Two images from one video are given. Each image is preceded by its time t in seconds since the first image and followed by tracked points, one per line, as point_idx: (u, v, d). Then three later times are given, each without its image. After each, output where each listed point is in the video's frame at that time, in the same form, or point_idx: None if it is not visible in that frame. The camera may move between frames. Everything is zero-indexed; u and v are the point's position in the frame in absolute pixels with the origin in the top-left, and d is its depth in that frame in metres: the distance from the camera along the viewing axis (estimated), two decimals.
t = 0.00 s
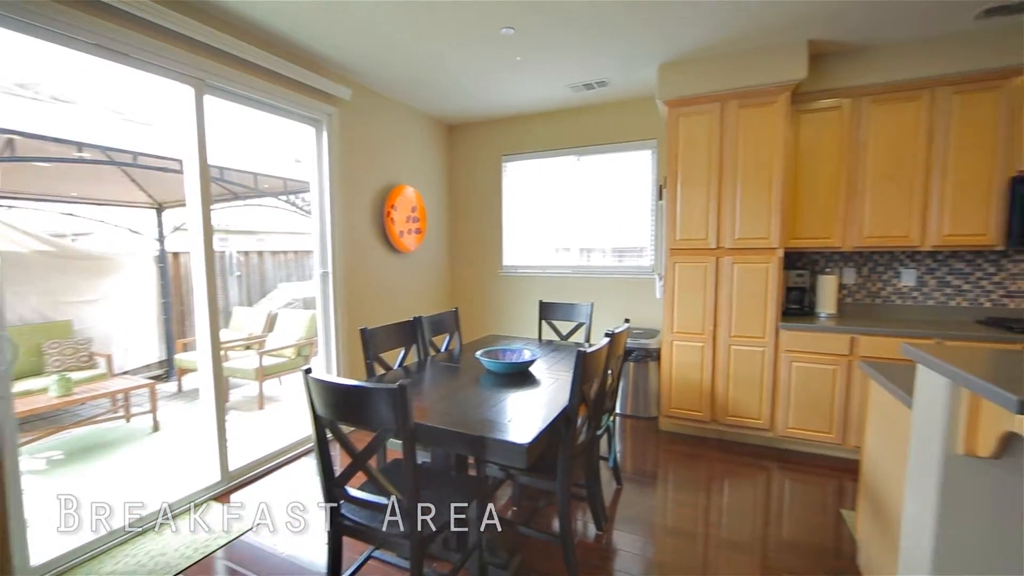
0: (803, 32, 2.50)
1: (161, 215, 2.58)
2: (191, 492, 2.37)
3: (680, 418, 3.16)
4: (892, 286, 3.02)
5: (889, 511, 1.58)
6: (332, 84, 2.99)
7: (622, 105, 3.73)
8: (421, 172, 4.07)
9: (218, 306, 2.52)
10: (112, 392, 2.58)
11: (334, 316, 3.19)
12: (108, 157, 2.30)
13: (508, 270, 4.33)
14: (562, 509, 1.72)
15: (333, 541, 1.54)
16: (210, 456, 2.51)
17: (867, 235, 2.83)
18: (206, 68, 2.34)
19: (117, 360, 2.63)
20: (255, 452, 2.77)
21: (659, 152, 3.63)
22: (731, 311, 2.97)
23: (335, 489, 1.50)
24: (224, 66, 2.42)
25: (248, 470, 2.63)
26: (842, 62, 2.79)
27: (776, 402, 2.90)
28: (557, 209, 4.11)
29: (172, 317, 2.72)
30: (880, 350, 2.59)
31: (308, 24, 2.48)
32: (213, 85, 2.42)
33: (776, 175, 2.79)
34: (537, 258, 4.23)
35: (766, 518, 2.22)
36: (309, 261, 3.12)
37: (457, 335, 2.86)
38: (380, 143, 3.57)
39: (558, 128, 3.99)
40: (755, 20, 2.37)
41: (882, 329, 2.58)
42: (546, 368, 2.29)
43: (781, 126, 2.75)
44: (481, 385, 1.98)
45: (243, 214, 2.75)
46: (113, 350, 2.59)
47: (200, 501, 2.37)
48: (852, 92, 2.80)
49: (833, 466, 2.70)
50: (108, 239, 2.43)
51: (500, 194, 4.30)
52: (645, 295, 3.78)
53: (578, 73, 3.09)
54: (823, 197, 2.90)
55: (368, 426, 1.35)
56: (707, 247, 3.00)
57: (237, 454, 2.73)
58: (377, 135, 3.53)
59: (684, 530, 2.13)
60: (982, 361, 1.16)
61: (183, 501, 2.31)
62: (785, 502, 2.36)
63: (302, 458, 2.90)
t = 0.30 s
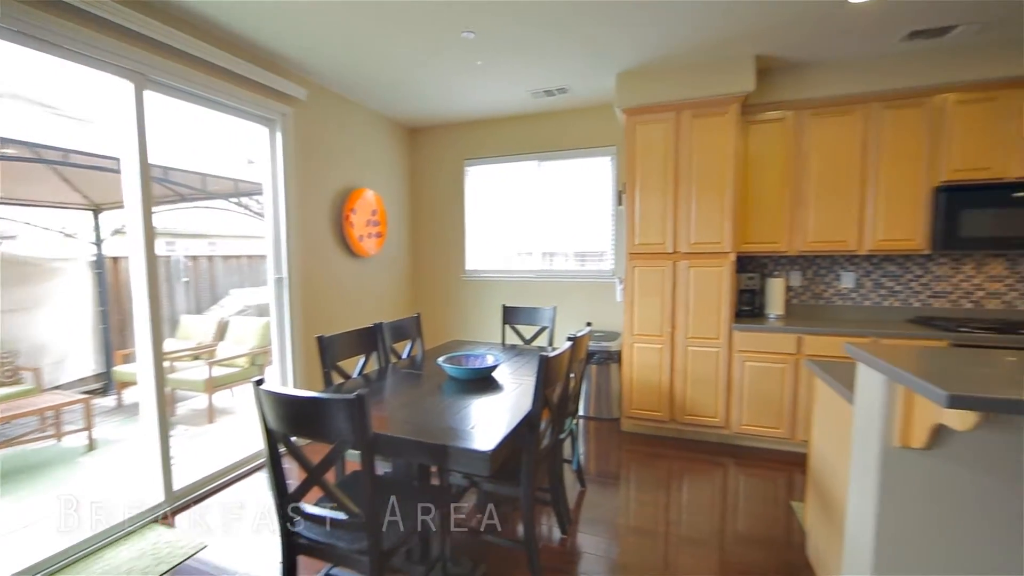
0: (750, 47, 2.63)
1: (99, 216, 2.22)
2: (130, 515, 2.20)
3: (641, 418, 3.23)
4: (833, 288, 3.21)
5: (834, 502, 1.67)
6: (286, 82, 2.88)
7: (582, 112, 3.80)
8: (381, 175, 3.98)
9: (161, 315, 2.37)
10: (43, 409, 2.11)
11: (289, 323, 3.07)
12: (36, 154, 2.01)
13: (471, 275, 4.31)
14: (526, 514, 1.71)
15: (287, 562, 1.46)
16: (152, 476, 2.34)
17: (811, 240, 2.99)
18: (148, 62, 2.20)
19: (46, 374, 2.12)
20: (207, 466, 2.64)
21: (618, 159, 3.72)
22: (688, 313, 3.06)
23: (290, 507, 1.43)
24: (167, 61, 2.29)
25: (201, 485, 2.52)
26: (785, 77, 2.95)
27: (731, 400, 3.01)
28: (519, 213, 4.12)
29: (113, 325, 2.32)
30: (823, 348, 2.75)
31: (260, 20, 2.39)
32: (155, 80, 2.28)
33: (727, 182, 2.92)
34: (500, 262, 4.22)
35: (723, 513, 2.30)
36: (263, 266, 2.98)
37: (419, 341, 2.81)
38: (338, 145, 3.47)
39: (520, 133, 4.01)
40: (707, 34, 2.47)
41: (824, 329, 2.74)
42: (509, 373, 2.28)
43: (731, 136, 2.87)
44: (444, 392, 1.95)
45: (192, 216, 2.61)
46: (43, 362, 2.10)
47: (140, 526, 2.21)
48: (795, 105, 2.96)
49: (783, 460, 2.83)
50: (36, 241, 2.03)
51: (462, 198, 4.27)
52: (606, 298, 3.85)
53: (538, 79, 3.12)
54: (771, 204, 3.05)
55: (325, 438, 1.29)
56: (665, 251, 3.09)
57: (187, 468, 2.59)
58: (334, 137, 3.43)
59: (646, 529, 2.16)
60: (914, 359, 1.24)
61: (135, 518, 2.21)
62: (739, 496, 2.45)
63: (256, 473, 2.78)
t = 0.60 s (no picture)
0: (695, 61, 2.76)
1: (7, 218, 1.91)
2: (45, 548, 1.98)
3: (596, 419, 3.28)
4: (772, 290, 3.40)
5: (776, 494, 1.76)
6: (226, 76, 2.72)
7: (537, 117, 3.83)
8: (331, 176, 3.84)
9: (81, 325, 2.15)
10: None
11: (230, 332, 2.88)
12: None
13: (426, 279, 4.23)
14: (484, 523, 1.69)
15: None
16: (71, 503, 2.12)
17: (752, 245, 3.16)
18: (68, 47, 2.01)
19: None
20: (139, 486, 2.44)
21: (572, 164, 3.78)
22: (640, 315, 3.15)
23: (229, 531, 1.33)
24: (90, 47, 2.10)
25: (133, 508, 2.33)
26: (727, 90, 3.12)
27: (681, 399, 3.12)
28: (475, 217, 4.09)
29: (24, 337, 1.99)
30: (763, 347, 2.91)
31: (197, 9, 2.24)
32: (77, 68, 2.09)
33: (675, 189, 3.03)
34: (456, 267, 4.17)
35: (674, 509, 2.37)
36: (202, 270, 2.79)
37: (372, 348, 2.72)
38: (284, 143, 3.31)
39: (475, 136, 3.99)
40: (655, 46, 2.56)
41: (764, 330, 2.90)
42: (465, 379, 2.25)
43: (679, 145, 2.99)
44: (398, 400, 1.89)
45: (119, 216, 2.37)
46: None
47: (57, 558, 1.99)
48: (736, 117, 3.13)
49: (730, 455, 2.97)
50: None
51: (416, 201, 4.20)
52: (561, 301, 3.90)
53: (494, 83, 3.12)
54: (716, 210, 3.20)
55: (268, 455, 1.21)
56: (618, 255, 3.17)
57: (115, 489, 2.38)
58: (281, 135, 3.27)
59: (602, 530, 2.19)
60: (845, 357, 1.33)
61: (56, 548, 2.00)
62: (690, 492, 2.54)
63: (192, 494, 2.59)
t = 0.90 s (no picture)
0: (642, 72, 2.86)
1: None
2: None
3: (548, 422, 3.31)
4: (712, 292, 3.59)
5: (719, 487, 1.84)
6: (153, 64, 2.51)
7: (488, 121, 3.83)
8: (272, 174, 3.63)
9: None
10: None
11: (157, 341, 2.64)
12: None
13: (375, 283, 4.10)
14: (437, 534, 1.65)
15: None
16: None
17: (694, 249, 3.32)
18: None
19: None
20: (43, 517, 2.16)
21: (523, 169, 3.81)
22: (591, 318, 3.21)
23: (153, 563, 1.21)
24: None
25: (37, 543, 2.05)
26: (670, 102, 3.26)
27: (630, 399, 3.21)
28: (425, 220, 4.02)
29: None
30: (705, 347, 3.06)
31: None
32: None
33: (623, 196, 3.13)
34: (406, 270, 4.07)
35: (625, 507, 2.42)
36: (123, 274, 2.54)
37: (318, 356, 2.59)
38: (219, 138, 3.09)
39: (426, 138, 3.93)
40: (604, 55, 2.63)
41: (705, 331, 3.05)
42: (417, 386, 2.19)
43: (626, 152, 3.09)
44: (344, 411, 1.81)
45: (24, 215, 2.09)
46: None
47: None
48: (678, 127, 3.28)
49: (675, 451, 3.09)
50: None
51: (364, 202, 4.06)
52: (514, 305, 3.91)
53: (445, 85, 3.08)
54: (661, 216, 3.33)
55: (199, 477, 1.11)
56: (569, 259, 3.22)
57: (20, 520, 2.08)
58: (215, 129, 3.05)
59: (555, 532, 2.21)
60: (781, 355, 1.42)
61: None
62: (639, 489, 2.61)
63: (111, 523, 2.34)
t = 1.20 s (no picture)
0: (589, 82, 2.94)
1: None
2: None
3: (500, 427, 3.29)
4: (656, 295, 3.74)
5: (666, 484, 1.91)
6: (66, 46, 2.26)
7: (438, 124, 3.79)
8: (204, 172, 3.37)
9: None
10: None
11: (66, 355, 2.36)
12: None
13: (318, 288, 3.92)
14: (388, 550, 1.59)
15: None
16: None
17: (639, 254, 3.44)
18: None
19: None
20: None
21: (474, 173, 3.80)
22: (541, 322, 3.24)
23: None
24: None
25: None
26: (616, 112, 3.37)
27: (580, 401, 3.26)
28: (372, 223, 3.90)
29: None
30: (650, 348, 3.18)
31: None
32: None
33: (571, 202, 3.19)
34: (352, 275, 3.93)
35: (576, 509, 2.45)
36: (24, 280, 2.25)
37: (257, 366, 2.44)
38: (142, 131, 2.83)
39: (372, 139, 3.82)
40: (554, 64, 2.68)
41: (650, 332, 3.17)
42: (364, 395, 2.11)
43: (574, 159, 3.16)
44: (285, 424, 1.70)
45: None
46: None
47: None
48: (623, 137, 3.40)
49: (623, 450, 3.18)
50: None
51: (306, 203, 3.87)
52: (465, 309, 3.87)
53: (393, 85, 3.00)
54: (608, 221, 3.43)
55: (117, 506, 1.00)
56: (519, 264, 3.23)
57: None
58: (137, 121, 2.80)
59: (509, 538, 2.19)
60: (722, 355, 1.49)
61: None
62: (590, 490, 2.66)
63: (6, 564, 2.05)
